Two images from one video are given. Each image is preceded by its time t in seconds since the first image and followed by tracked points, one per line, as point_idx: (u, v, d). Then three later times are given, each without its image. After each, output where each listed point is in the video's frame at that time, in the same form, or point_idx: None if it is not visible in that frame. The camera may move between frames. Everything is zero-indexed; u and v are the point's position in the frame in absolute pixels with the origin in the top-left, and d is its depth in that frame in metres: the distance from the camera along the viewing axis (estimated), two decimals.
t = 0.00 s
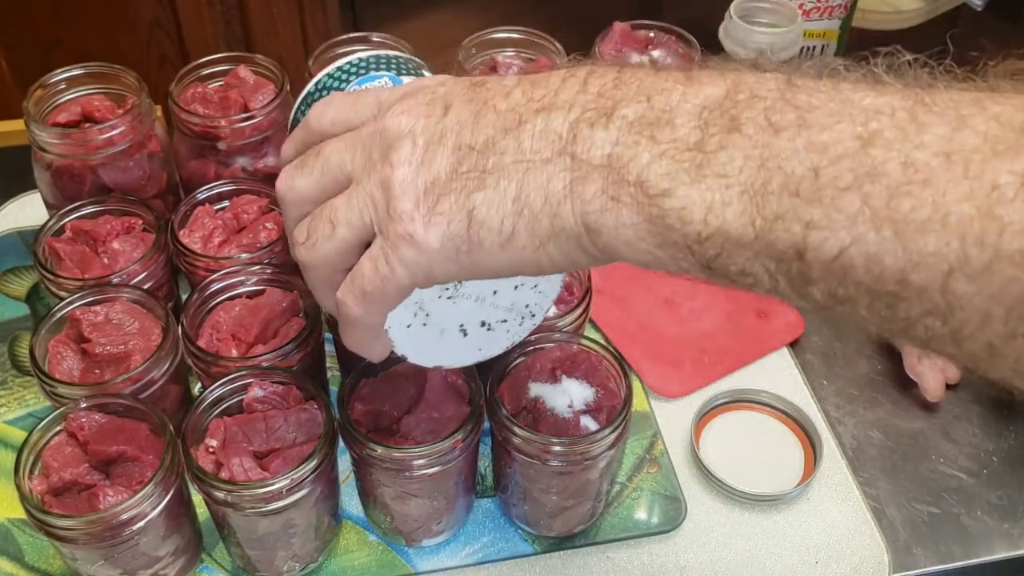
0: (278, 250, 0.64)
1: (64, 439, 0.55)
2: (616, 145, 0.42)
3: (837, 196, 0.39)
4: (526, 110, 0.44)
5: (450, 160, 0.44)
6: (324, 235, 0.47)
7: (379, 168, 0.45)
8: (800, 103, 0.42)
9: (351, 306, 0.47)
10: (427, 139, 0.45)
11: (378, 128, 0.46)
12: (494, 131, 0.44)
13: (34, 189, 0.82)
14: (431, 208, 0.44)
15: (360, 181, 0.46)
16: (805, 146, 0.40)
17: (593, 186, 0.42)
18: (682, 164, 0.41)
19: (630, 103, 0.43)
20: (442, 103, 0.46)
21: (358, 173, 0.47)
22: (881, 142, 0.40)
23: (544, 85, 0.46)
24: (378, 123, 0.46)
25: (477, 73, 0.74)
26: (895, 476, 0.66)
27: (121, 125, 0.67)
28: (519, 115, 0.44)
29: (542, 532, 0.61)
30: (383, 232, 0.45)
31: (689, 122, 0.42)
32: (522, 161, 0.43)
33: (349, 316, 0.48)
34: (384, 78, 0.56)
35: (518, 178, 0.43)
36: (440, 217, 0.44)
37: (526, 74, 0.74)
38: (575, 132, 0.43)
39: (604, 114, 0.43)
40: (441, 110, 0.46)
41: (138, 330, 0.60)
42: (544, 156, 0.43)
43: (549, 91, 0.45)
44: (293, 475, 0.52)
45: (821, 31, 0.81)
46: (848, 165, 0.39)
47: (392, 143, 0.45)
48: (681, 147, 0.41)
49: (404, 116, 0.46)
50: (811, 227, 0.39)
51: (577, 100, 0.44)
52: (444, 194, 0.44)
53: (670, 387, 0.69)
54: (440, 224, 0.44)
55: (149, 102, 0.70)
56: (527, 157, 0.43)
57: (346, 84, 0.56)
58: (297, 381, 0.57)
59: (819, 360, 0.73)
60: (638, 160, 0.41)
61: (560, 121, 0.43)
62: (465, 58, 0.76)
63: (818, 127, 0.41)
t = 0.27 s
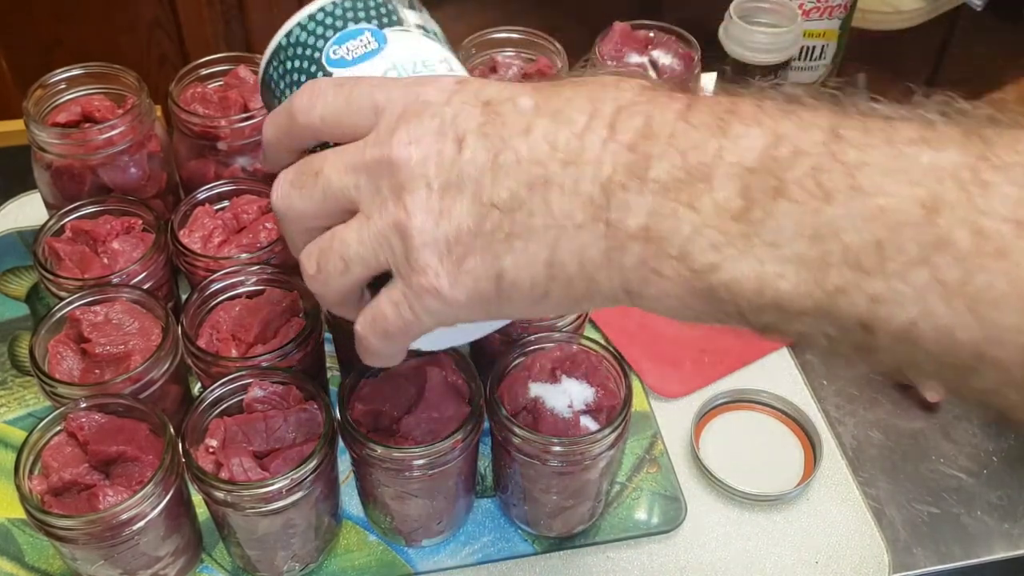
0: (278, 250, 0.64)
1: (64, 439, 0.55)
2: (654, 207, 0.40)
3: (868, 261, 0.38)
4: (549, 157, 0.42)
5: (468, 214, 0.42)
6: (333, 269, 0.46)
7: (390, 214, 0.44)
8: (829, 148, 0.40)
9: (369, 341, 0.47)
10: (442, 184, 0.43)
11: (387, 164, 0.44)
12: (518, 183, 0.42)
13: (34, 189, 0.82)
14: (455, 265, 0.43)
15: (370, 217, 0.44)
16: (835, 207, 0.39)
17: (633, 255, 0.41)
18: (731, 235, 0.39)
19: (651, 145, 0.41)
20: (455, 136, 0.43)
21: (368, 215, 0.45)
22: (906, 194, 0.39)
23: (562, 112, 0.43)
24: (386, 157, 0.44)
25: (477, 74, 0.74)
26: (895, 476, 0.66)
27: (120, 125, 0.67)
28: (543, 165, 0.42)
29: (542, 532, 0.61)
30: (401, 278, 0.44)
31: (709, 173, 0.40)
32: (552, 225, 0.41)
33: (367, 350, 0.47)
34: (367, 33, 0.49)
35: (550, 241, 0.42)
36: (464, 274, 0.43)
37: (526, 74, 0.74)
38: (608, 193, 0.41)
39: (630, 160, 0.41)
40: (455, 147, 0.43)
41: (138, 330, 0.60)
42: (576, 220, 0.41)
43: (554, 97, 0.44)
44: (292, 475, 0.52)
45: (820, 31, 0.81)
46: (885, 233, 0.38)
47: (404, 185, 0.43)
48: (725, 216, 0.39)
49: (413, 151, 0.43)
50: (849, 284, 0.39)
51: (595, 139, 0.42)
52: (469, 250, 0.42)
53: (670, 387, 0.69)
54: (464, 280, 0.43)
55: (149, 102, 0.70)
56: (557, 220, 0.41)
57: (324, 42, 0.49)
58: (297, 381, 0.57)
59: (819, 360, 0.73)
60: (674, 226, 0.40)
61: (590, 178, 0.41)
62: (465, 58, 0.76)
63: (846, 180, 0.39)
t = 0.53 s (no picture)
0: (277, 250, 0.64)
1: (61, 440, 0.55)
2: (756, 222, 0.42)
3: (946, 281, 0.40)
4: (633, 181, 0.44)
5: (545, 236, 0.43)
6: (383, 308, 0.45)
7: (462, 240, 0.43)
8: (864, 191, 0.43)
9: (403, 389, 0.45)
10: (517, 209, 0.44)
11: (459, 197, 0.45)
12: (601, 207, 0.43)
13: (32, 189, 0.82)
14: (522, 288, 0.43)
15: (426, 251, 0.44)
16: (923, 227, 0.41)
17: (729, 273, 0.42)
18: (844, 253, 0.41)
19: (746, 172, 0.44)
20: (533, 169, 0.46)
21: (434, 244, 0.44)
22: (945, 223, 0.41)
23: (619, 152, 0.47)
24: (459, 189, 0.45)
25: (476, 72, 0.74)
26: (898, 477, 0.65)
27: (118, 124, 0.66)
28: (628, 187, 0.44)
29: (542, 533, 0.61)
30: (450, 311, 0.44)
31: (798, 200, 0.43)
32: (637, 240, 0.43)
33: (401, 403, 0.45)
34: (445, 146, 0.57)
35: (634, 259, 0.42)
36: (531, 299, 0.43)
37: (525, 73, 0.73)
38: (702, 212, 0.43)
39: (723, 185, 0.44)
40: (533, 177, 0.45)
41: (136, 330, 0.59)
42: (665, 235, 0.43)
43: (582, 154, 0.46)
44: (292, 476, 0.52)
45: (822, 29, 0.80)
46: (1001, 256, 0.40)
47: (477, 211, 0.44)
48: (845, 234, 0.41)
49: (489, 184, 0.45)
50: (930, 302, 0.40)
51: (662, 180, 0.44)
52: (540, 271, 0.43)
53: (671, 388, 0.69)
54: (525, 307, 0.43)
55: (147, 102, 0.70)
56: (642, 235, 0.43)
57: (400, 146, 0.57)
58: (296, 382, 0.56)
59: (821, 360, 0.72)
60: (770, 240, 0.42)
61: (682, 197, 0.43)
62: (465, 58, 0.75)
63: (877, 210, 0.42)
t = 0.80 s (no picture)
0: (277, 250, 0.64)
1: (61, 440, 0.55)
2: (752, 251, 0.43)
3: (936, 308, 0.40)
4: (633, 212, 0.46)
5: (546, 267, 0.45)
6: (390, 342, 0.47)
7: (465, 274, 0.45)
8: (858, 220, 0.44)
9: (413, 425, 0.47)
10: (519, 243, 0.46)
11: (459, 232, 0.47)
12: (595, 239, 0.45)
13: (32, 189, 0.82)
14: (525, 322, 0.44)
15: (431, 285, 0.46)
16: (912, 256, 0.42)
17: (725, 302, 0.43)
18: (836, 283, 0.42)
19: (744, 201, 0.46)
20: (533, 204, 0.48)
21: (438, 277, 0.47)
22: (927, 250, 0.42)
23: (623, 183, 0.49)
24: (460, 225, 0.47)
25: (476, 72, 0.74)
26: (898, 478, 0.65)
27: (118, 124, 0.66)
28: (627, 220, 0.46)
29: (542, 533, 0.61)
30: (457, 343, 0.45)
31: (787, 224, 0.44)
32: (636, 271, 0.44)
33: (411, 438, 0.47)
34: (437, 173, 0.57)
35: (633, 291, 0.44)
36: (535, 331, 0.44)
37: (526, 73, 0.73)
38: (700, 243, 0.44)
39: (719, 216, 0.45)
40: (534, 211, 0.47)
41: (136, 330, 0.59)
42: (664, 266, 0.44)
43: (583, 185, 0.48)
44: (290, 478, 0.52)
45: (822, 29, 0.80)
46: (983, 281, 0.40)
47: (477, 246, 0.46)
48: (837, 264, 0.42)
49: (489, 219, 0.47)
50: (920, 328, 0.40)
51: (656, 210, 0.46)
52: (543, 303, 0.44)
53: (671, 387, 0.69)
54: (529, 337, 0.44)
55: (147, 101, 0.70)
56: (643, 266, 0.44)
57: (396, 176, 0.57)
58: (296, 382, 0.56)
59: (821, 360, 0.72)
60: (765, 271, 0.43)
61: (679, 229, 0.45)
62: (465, 57, 0.75)
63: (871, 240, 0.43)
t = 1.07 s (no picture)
0: (277, 250, 0.64)
1: (61, 440, 0.55)
2: (753, 303, 0.41)
3: (941, 358, 0.38)
4: (631, 253, 0.43)
5: (546, 314, 0.43)
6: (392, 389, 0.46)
7: (463, 322, 0.44)
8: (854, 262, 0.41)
9: (420, 468, 0.46)
10: (516, 288, 0.44)
11: (454, 272, 0.45)
12: (591, 284, 0.43)
13: (32, 188, 0.82)
14: (529, 374, 0.43)
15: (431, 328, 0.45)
16: (913, 302, 0.39)
17: (728, 356, 0.41)
18: (839, 333, 0.39)
19: (741, 243, 0.43)
20: (528, 239, 0.45)
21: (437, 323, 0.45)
22: (930, 283, 0.40)
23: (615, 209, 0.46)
24: (454, 264, 0.45)
25: (476, 72, 0.74)
26: (898, 478, 0.65)
27: (118, 124, 0.66)
28: (625, 264, 0.43)
29: (542, 533, 0.61)
30: (460, 391, 0.44)
31: (781, 266, 0.41)
32: (638, 322, 0.42)
33: (418, 480, 0.46)
34: (426, 171, 0.54)
35: (634, 343, 0.42)
36: (539, 386, 0.43)
37: (525, 73, 0.73)
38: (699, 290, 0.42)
39: (717, 260, 0.42)
40: (529, 250, 0.45)
41: (136, 330, 0.59)
42: (665, 319, 0.41)
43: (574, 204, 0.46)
44: (288, 479, 0.52)
45: (822, 29, 0.80)
46: (991, 332, 0.38)
47: (475, 290, 0.44)
48: (838, 312, 0.40)
49: (484, 258, 0.45)
50: (925, 379, 0.38)
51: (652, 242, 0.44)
52: (545, 355, 0.43)
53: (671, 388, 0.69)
54: (534, 390, 0.43)
55: (147, 101, 0.70)
56: (643, 316, 0.42)
57: (381, 178, 0.55)
58: (296, 382, 0.56)
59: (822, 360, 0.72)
60: (766, 324, 0.40)
61: (676, 275, 0.42)
62: (466, 57, 0.75)
63: (864, 272, 0.40)
